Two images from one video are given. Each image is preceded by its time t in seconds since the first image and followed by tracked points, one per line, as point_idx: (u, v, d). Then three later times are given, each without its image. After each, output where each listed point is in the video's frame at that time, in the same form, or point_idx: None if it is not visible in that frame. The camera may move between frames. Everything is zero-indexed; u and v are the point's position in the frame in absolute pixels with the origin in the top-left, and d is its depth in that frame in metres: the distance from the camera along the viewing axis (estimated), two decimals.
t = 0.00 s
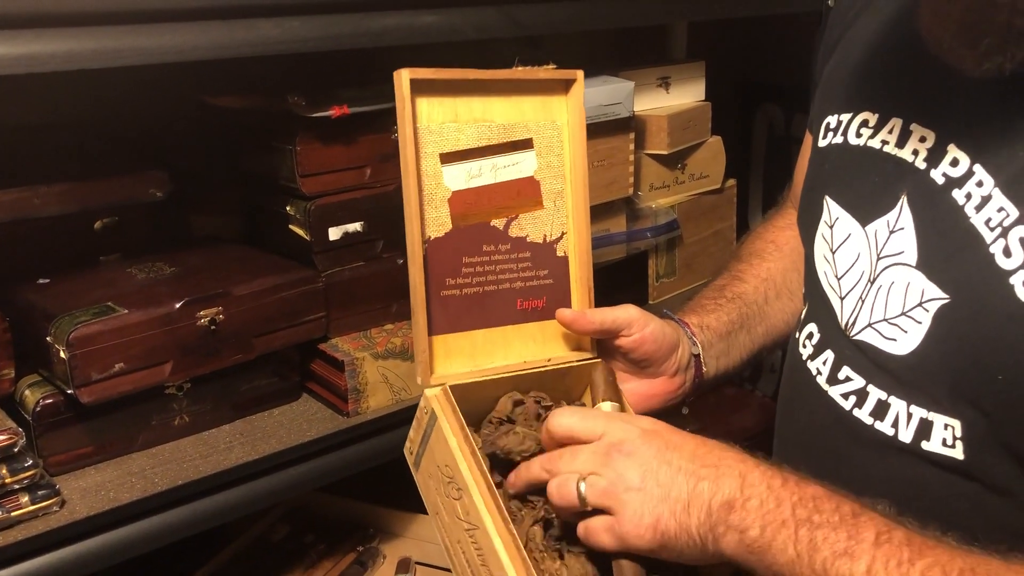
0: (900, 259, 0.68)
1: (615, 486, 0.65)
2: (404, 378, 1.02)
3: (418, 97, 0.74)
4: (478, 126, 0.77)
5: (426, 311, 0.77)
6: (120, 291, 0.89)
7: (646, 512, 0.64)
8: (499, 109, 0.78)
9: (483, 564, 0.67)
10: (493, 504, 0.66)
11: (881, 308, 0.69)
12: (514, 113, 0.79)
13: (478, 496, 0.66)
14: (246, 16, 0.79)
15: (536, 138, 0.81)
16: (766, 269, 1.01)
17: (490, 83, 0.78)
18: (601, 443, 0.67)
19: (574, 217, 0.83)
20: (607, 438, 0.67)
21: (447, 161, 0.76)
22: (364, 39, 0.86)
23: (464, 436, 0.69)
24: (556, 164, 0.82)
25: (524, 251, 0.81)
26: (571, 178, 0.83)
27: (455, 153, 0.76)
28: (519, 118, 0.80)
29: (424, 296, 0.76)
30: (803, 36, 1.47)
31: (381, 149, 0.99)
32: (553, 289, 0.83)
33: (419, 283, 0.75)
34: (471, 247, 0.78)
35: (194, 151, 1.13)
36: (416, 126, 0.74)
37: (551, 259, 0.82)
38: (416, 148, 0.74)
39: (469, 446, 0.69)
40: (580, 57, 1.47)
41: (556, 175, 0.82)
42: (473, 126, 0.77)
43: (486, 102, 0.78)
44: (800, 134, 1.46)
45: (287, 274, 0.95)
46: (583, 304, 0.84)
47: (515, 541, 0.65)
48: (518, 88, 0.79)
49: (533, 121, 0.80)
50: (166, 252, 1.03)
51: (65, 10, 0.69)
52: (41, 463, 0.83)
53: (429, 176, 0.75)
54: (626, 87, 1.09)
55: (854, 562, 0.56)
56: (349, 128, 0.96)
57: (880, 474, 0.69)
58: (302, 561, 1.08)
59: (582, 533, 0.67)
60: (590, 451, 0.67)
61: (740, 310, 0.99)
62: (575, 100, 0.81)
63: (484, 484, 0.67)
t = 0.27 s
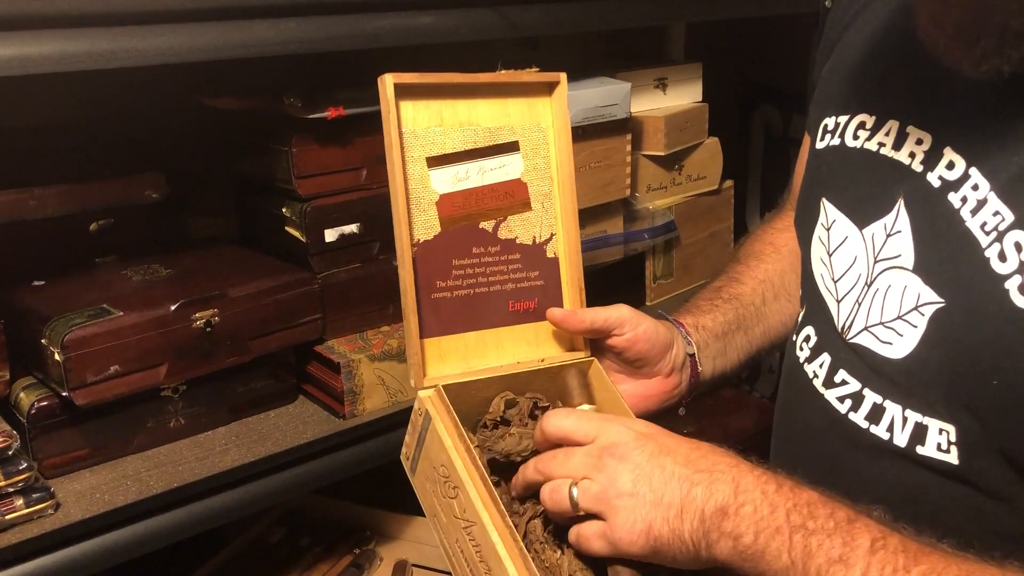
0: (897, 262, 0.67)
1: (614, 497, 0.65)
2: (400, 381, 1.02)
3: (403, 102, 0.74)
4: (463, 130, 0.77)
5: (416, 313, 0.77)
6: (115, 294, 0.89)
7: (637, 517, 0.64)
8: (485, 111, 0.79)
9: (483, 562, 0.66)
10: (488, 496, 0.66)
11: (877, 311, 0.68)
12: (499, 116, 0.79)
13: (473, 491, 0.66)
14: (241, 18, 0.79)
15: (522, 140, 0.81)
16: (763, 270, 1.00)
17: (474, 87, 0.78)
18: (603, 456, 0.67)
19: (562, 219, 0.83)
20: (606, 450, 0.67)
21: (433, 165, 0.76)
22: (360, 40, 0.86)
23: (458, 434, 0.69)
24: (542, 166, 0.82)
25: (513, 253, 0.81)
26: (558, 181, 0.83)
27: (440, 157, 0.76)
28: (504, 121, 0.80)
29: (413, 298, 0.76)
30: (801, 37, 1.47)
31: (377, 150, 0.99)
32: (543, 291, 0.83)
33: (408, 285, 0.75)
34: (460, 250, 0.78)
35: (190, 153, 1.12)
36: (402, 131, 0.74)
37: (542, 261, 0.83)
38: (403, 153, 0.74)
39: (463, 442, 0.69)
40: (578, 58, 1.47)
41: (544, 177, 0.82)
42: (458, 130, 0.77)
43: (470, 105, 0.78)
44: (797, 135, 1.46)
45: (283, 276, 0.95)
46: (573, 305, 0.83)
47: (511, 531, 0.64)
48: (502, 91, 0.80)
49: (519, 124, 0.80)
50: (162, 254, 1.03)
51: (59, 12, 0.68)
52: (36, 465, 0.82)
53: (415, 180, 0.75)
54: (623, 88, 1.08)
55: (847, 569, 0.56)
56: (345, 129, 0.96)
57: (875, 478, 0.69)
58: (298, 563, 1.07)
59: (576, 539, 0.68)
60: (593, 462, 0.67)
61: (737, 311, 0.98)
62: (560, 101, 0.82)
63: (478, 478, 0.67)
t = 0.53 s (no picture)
0: (898, 262, 0.67)
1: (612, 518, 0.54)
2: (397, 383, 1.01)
3: (388, 110, 0.74)
4: (451, 137, 0.77)
5: (405, 322, 0.76)
6: (112, 295, 0.89)
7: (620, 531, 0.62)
8: (471, 119, 0.79)
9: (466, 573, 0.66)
10: (471, 509, 0.65)
11: (879, 312, 0.68)
12: (487, 122, 0.79)
13: (457, 502, 0.65)
14: (238, 18, 0.79)
15: (511, 147, 0.81)
16: (757, 274, 1.00)
17: (461, 94, 0.78)
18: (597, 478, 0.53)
19: (552, 225, 0.83)
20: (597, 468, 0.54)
21: (419, 173, 0.76)
22: (357, 40, 0.86)
23: (444, 444, 0.69)
24: (532, 172, 0.82)
25: (503, 259, 0.81)
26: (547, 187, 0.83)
27: (427, 165, 0.76)
28: (492, 127, 0.80)
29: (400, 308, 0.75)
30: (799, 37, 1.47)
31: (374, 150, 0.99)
32: (533, 298, 0.82)
33: (396, 296, 0.74)
34: (448, 258, 0.78)
35: (187, 153, 1.12)
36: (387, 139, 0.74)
37: (532, 267, 0.82)
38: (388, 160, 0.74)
39: (448, 453, 0.69)
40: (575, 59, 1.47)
41: (534, 184, 0.82)
42: (446, 136, 0.77)
43: (457, 113, 0.78)
44: (795, 135, 1.46)
45: (280, 277, 0.95)
46: (565, 313, 0.83)
47: (493, 543, 0.64)
48: (490, 97, 0.80)
49: (506, 130, 0.80)
50: (159, 255, 1.03)
51: (55, 12, 0.68)
52: (32, 466, 0.82)
53: (402, 187, 0.75)
54: (621, 88, 1.08)
55: None
56: (342, 130, 0.96)
57: (873, 479, 0.69)
58: (295, 565, 1.07)
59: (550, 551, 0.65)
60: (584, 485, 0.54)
61: (730, 315, 0.98)
62: (550, 106, 0.82)
63: (463, 490, 0.66)
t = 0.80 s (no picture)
0: (896, 259, 0.67)
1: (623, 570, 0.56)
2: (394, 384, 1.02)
3: (388, 113, 0.75)
4: (450, 140, 0.77)
5: (404, 326, 0.76)
6: (109, 295, 0.89)
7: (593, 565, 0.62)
8: (471, 121, 0.79)
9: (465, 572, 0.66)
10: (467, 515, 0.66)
11: (878, 310, 0.67)
12: (486, 125, 0.79)
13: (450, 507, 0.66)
14: (234, 19, 0.79)
15: (511, 149, 0.81)
16: (759, 274, 1.00)
17: (460, 97, 0.78)
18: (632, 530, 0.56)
19: (552, 227, 0.83)
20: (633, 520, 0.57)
21: (419, 176, 0.76)
22: (354, 41, 0.86)
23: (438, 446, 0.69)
24: (532, 174, 0.82)
25: (503, 261, 0.81)
26: (547, 188, 0.83)
27: (426, 168, 0.76)
28: (491, 129, 0.80)
29: (399, 311, 0.75)
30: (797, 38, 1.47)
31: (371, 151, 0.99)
32: (532, 300, 0.82)
33: (395, 299, 0.74)
34: (448, 259, 0.78)
35: (184, 155, 1.12)
36: (387, 142, 0.75)
37: (531, 269, 0.82)
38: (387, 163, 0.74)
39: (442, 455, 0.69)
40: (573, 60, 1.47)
41: (534, 186, 0.82)
42: (445, 139, 0.77)
43: (457, 115, 0.78)
44: (794, 136, 1.46)
45: (277, 278, 0.94)
46: (564, 315, 0.83)
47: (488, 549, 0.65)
48: (491, 99, 0.80)
49: (507, 133, 0.81)
50: (157, 256, 1.03)
51: (51, 14, 0.68)
52: (29, 468, 0.82)
53: (401, 191, 0.75)
54: (619, 89, 1.08)
55: None
56: (339, 131, 0.96)
57: (868, 479, 0.69)
58: (293, 566, 1.07)
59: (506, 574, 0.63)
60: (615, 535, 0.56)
61: (730, 315, 0.98)
62: (550, 109, 0.81)
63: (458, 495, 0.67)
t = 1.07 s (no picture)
0: (899, 255, 0.66)
1: None
2: (395, 383, 1.02)
3: (395, 102, 0.75)
4: (457, 129, 0.77)
5: (408, 314, 0.77)
6: (109, 295, 0.89)
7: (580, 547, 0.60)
8: (478, 111, 0.79)
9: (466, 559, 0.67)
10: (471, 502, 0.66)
11: (878, 305, 0.67)
12: (492, 116, 0.80)
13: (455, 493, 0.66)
14: (233, 19, 0.79)
15: (517, 140, 0.81)
16: (763, 270, 1.00)
17: (467, 87, 0.78)
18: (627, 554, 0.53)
19: (557, 219, 0.83)
20: (628, 542, 0.53)
21: (425, 165, 0.76)
22: (353, 41, 0.86)
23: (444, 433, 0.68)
24: (538, 166, 0.82)
25: (508, 252, 0.81)
26: (552, 180, 0.83)
27: (433, 156, 0.76)
28: (497, 120, 0.80)
29: (404, 299, 0.76)
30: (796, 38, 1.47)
31: (371, 151, 0.99)
32: (537, 290, 0.83)
33: (400, 286, 0.75)
34: (452, 249, 0.78)
35: (183, 155, 1.12)
36: (394, 131, 0.75)
37: (535, 260, 0.83)
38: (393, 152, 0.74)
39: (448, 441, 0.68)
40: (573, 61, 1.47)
41: (539, 177, 0.82)
42: (452, 129, 0.77)
43: (463, 105, 0.78)
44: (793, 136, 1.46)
45: (277, 278, 0.95)
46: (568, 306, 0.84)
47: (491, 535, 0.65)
48: (499, 90, 0.80)
49: (514, 123, 0.81)
50: (156, 256, 1.03)
51: (51, 14, 0.69)
52: (30, 467, 0.82)
53: (407, 180, 0.75)
54: (618, 89, 1.08)
55: None
56: (339, 130, 0.96)
57: (868, 475, 0.69)
58: (292, 565, 1.07)
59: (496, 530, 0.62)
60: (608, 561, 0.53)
61: (734, 311, 0.98)
62: (556, 101, 0.82)
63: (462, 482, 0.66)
